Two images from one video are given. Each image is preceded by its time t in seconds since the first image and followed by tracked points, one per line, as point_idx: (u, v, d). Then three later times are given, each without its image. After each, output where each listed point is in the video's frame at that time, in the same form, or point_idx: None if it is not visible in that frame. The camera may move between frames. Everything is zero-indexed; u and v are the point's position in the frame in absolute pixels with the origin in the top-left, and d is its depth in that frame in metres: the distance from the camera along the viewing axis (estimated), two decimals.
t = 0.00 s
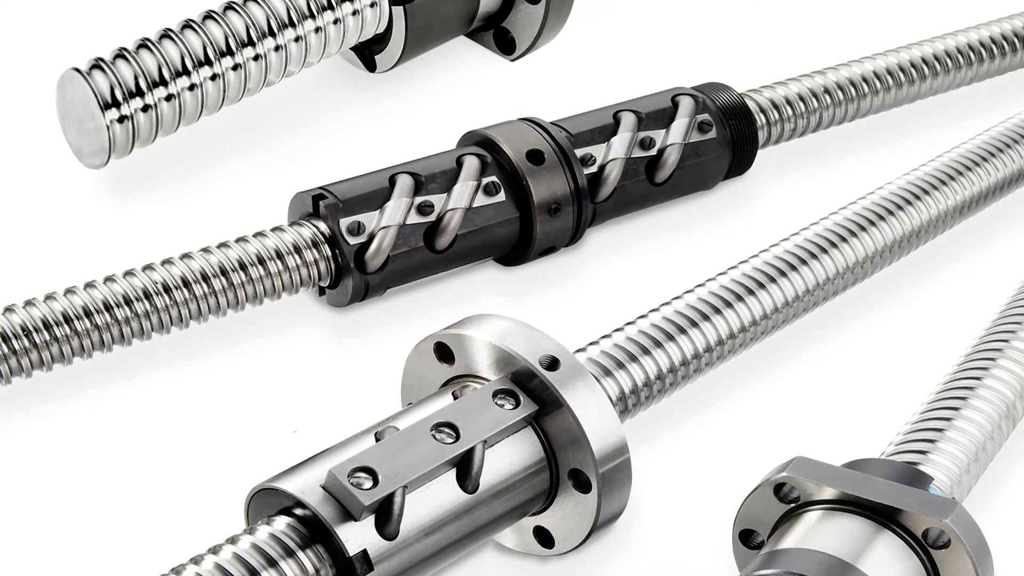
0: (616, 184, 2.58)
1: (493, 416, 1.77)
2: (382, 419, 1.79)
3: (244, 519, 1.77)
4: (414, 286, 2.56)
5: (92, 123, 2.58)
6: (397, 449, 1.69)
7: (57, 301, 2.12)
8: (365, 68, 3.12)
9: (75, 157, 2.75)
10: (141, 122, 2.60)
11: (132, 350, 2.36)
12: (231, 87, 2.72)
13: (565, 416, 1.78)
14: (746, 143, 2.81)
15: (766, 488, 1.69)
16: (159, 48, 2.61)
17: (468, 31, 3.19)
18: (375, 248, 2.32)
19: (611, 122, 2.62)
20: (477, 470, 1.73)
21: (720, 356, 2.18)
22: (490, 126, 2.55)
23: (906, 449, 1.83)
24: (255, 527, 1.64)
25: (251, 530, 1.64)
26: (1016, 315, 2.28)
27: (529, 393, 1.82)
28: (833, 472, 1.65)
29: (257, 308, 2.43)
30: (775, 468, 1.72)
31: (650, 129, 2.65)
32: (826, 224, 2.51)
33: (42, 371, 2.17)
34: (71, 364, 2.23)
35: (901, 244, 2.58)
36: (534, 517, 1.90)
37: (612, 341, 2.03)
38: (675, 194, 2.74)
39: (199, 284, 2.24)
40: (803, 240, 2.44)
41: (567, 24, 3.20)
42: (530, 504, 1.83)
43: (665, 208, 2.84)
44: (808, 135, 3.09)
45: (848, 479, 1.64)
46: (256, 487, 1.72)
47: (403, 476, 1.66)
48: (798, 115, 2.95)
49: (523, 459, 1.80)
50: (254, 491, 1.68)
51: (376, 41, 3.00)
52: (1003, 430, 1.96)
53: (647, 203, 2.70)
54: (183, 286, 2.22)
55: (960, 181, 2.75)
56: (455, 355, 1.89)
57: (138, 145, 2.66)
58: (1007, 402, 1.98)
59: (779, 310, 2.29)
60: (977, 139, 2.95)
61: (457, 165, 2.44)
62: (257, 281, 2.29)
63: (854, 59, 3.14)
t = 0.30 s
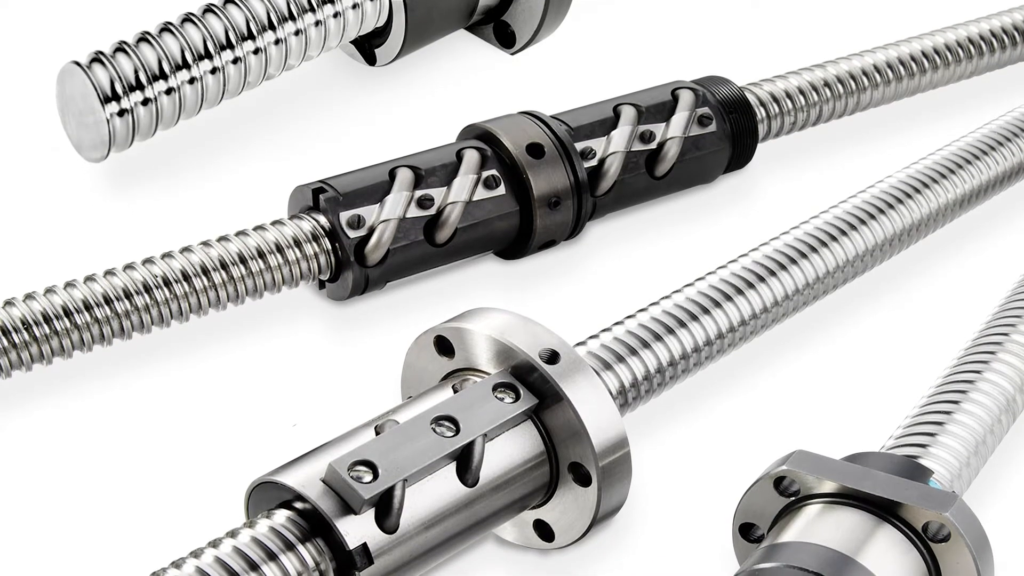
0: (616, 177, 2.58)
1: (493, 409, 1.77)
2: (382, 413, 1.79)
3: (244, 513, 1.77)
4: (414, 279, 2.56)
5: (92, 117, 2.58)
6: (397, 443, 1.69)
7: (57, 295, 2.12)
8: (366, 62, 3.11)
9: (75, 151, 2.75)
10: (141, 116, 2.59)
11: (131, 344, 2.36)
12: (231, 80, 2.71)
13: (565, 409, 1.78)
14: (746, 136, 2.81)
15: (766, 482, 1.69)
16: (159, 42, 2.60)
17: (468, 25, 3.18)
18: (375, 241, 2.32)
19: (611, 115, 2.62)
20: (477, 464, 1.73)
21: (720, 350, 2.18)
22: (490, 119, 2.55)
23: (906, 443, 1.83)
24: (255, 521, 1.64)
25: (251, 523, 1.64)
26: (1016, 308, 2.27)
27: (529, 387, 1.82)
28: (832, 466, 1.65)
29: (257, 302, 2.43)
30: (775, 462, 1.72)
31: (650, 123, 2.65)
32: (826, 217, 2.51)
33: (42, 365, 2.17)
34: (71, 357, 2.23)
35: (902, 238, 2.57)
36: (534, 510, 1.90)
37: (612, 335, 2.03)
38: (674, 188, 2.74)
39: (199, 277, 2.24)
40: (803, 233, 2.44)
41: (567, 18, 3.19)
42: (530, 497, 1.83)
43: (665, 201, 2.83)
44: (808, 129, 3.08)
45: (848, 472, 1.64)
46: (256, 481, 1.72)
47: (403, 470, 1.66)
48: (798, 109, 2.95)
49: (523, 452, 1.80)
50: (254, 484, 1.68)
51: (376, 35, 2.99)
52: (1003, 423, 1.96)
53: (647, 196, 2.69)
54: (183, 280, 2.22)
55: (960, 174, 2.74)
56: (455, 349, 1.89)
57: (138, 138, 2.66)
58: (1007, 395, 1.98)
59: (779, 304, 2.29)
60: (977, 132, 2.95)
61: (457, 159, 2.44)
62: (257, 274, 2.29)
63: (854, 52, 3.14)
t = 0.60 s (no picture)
0: (616, 171, 2.58)
1: (493, 403, 1.77)
2: (382, 406, 1.79)
3: (244, 506, 1.77)
4: (414, 273, 2.56)
5: (92, 110, 2.57)
6: (397, 436, 1.69)
7: (57, 288, 2.12)
8: (366, 55, 3.11)
9: (75, 144, 2.75)
10: (141, 109, 2.59)
11: (131, 338, 2.36)
12: (231, 74, 2.71)
13: (565, 403, 1.78)
14: (746, 130, 2.80)
15: (766, 475, 1.69)
16: (159, 36, 2.60)
17: (468, 18, 3.18)
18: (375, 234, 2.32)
19: (611, 109, 2.61)
20: (477, 457, 1.73)
21: (720, 344, 2.18)
22: (490, 113, 2.54)
23: (906, 436, 1.83)
24: (255, 514, 1.64)
25: (251, 517, 1.64)
26: (1016, 301, 2.27)
27: (529, 380, 1.82)
28: (832, 460, 1.65)
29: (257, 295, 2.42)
30: (775, 456, 1.72)
31: (649, 116, 2.65)
32: (826, 211, 2.51)
33: (42, 358, 2.17)
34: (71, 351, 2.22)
35: (902, 231, 2.57)
36: (534, 504, 1.90)
37: (612, 328, 2.03)
38: (674, 181, 2.73)
39: (199, 271, 2.23)
40: (803, 227, 2.43)
41: (567, 11, 3.19)
42: (530, 491, 1.83)
43: (665, 195, 2.83)
44: (808, 122, 3.08)
45: (848, 466, 1.64)
46: (256, 474, 1.72)
47: (403, 463, 1.66)
48: (798, 102, 2.94)
49: (523, 446, 1.80)
50: (254, 478, 1.68)
51: (376, 28, 2.99)
52: (1003, 417, 1.96)
53: (647, 189, 2.69)
54: (183, 273, 2.22)
55: (960, 168, 2.74)
56: (455, 342, 1.89)
57: (138, 132, 2.65)
58: (1007, 388, 1.98)
59: (779, 298, 2.29)
60: (977, 126, 2.94)
61: (457, 152, 2.43)
62: (257, 268, 2.29)
63: (854, 46, 3.13)
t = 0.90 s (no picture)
0: (616, 164, 2.57)
1: (493, 396, 1.77)
2: (383, 400, 1.79)
3: (244, 500, 1.77)
4: (414, 267, 2.55)
5: (92, 104, 2.57)
6: (397, 430, 1.69)
7: (57, 282, 2.12)
8: (366, 49, 3.11)
9: (75, 138, 2.75)
10: (140, 103, 2.59)
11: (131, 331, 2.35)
12: (231, 68, 2.71)
13: (565, 396, 1.78)
14: (746, 123, 2.80)
15: (766, 469, 1.69)
16: (159, 29, 2.59)
17: (468, 12, 3.17)
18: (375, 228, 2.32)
19: (611, 103, 2.61)
20: (477, 451, 1.73)
21: (720, 337, 2.18)
22: (490, 106, 2.54)
23: (906, 429, 1.83)
24: (255, 508, 1.64)
25: (251, 510, 1.64)
26: (1016, 295, 2.27)
27: (529, 373, 1.82)
28: (832, 454, 1.65)
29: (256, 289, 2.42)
30: (775, 450, 1.72)
31: (649, 110, 2.64)
32: (826, 204, 2.51)
33: (42, 352, 2.17)
34: (71, 344, 2.22)
35: (902, 225, 2.57)
36: (534, 497, 1.90)
37: (613, 322, 2.03)
38: (674, 175, 2.73)
39: (199, 265, 2.23)
40: (803, 221, 2.43)
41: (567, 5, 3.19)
42: (530, 484, 1.83)
43: (665, 189, 2.83)
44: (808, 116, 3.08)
45: (848, 459, 1.64)
46: (256, 468, 1.72)
47: (403, 457, 1.66)
48: (798, 96, 2.94)
49: (523, 439, 1.80)
50: (254, 471, 1.68)
51: (376, 22, 2.98)
52: (1003, 410, 1.96)
53: (647, 183, 2.69)
54: (183, 267, 2.22)
55: (960, 161, 2.74)
56: (455, 336, 1.89)
57: (138, 125, 2.65)
58: (1007, 382, 1.98)
59: (779, 291, 2.29)
60: (977, 120, 2.94)
61: (457, 146, 2.43)
62: (257, 261, 2.29)
63: (853, 40, 3.13)
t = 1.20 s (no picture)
0: (616, 158, 2.57)
1: (493, 390, 1.77)
2: (383, 393, 1.79)
3: (244, 493, 1.77)
4: (414, 260, 2.55)
5: (92, 97, 2.57)
6: (397, 423, 1.69)
7: (57, 275, 2.12)
8: (366, 42, 3.10)
9: (74, 130, 2.74)
10: (141, 97, 2.59)
11: (131, 325, 2.35)
12: (231, 61, 2.70)
13: (565, 389, 1.78)
14: (746, 117, 2.80)
15: (766, 462, 1.69)
16: (159, 22, 2.59)
17: (468, 6, 3.17)
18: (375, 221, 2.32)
19: (611, 96, 2.61)
20: (477, 444, 1.73)
21: (720, 331, 2.18)
22: (490, 100, 2.54)
23: (906, 423, 1.83)
24: (255, 501, 1.64)
25: (251, 504, 1.64)
26: (1016, 288, 2.27)
27: (529, 367, 1.82)
28: (832, 447, 1.65)
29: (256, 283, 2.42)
30: (775, 443, 1.72)
31: (649, 103, 2.64)
32: (826, 198, 2.50)
33: (42, 345, 2.17)
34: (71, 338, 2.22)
35: (902, 218, 2.57)
36: (534, 491, 1.91)
37: (612, 315, 2.03)
38: (674, 168, 2.73)
39: (199, 258, 2.23)
40: (803, 214, 2.43)
41: None
42: (530, 478, 1.83)
43: (665, 182, 2.83)
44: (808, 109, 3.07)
45: (848, 453, 1.64)
46: (256, 461, 1.71)
47: (403, 450, 1.66)
48: (798, 89, 2.93)
49: (523, 433, 1.80)
50: (255, 464, 1.68)
51: (376, 15, 2.98)
52: (1003, 403, 1.96)
53: (647, 176, 2.69)
54: (183, 260, 2.22)
55: (960, 155, 2.73)
56: (455, 329, 1.89)
57: (138, 119, 2.65)
58: (1006, 375, 1.98)
59: (779, 285, 2.28)
60: (977, 113, 2.94)
61: (457, 139, 2.43)
62: (257, 255, 2.29)
63: (853, 33, 3.12)
